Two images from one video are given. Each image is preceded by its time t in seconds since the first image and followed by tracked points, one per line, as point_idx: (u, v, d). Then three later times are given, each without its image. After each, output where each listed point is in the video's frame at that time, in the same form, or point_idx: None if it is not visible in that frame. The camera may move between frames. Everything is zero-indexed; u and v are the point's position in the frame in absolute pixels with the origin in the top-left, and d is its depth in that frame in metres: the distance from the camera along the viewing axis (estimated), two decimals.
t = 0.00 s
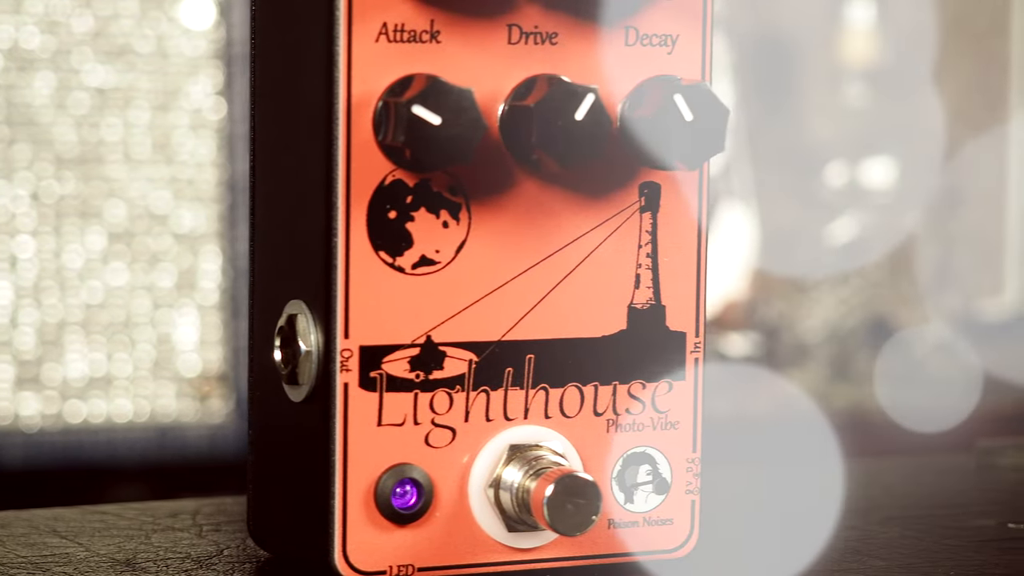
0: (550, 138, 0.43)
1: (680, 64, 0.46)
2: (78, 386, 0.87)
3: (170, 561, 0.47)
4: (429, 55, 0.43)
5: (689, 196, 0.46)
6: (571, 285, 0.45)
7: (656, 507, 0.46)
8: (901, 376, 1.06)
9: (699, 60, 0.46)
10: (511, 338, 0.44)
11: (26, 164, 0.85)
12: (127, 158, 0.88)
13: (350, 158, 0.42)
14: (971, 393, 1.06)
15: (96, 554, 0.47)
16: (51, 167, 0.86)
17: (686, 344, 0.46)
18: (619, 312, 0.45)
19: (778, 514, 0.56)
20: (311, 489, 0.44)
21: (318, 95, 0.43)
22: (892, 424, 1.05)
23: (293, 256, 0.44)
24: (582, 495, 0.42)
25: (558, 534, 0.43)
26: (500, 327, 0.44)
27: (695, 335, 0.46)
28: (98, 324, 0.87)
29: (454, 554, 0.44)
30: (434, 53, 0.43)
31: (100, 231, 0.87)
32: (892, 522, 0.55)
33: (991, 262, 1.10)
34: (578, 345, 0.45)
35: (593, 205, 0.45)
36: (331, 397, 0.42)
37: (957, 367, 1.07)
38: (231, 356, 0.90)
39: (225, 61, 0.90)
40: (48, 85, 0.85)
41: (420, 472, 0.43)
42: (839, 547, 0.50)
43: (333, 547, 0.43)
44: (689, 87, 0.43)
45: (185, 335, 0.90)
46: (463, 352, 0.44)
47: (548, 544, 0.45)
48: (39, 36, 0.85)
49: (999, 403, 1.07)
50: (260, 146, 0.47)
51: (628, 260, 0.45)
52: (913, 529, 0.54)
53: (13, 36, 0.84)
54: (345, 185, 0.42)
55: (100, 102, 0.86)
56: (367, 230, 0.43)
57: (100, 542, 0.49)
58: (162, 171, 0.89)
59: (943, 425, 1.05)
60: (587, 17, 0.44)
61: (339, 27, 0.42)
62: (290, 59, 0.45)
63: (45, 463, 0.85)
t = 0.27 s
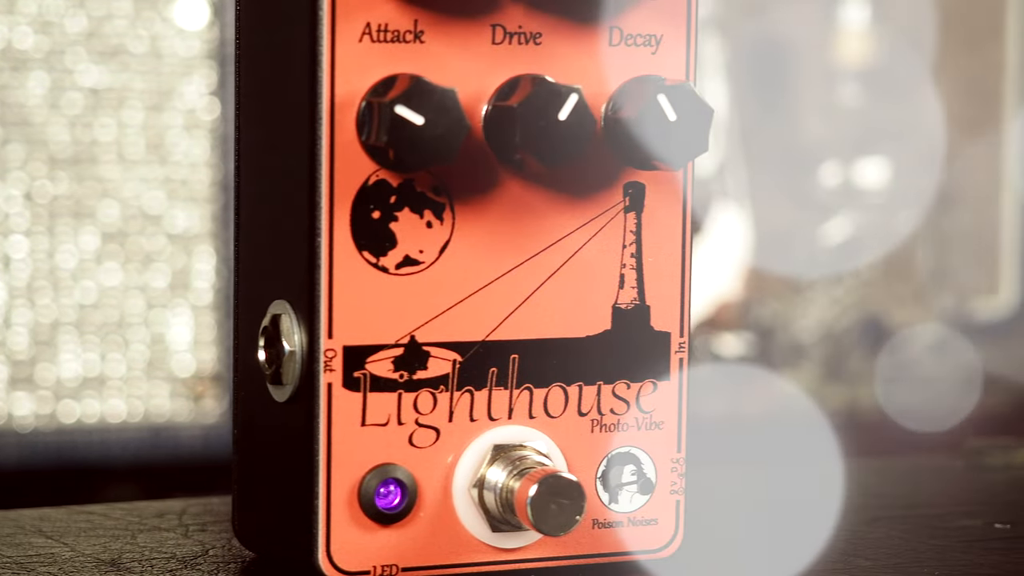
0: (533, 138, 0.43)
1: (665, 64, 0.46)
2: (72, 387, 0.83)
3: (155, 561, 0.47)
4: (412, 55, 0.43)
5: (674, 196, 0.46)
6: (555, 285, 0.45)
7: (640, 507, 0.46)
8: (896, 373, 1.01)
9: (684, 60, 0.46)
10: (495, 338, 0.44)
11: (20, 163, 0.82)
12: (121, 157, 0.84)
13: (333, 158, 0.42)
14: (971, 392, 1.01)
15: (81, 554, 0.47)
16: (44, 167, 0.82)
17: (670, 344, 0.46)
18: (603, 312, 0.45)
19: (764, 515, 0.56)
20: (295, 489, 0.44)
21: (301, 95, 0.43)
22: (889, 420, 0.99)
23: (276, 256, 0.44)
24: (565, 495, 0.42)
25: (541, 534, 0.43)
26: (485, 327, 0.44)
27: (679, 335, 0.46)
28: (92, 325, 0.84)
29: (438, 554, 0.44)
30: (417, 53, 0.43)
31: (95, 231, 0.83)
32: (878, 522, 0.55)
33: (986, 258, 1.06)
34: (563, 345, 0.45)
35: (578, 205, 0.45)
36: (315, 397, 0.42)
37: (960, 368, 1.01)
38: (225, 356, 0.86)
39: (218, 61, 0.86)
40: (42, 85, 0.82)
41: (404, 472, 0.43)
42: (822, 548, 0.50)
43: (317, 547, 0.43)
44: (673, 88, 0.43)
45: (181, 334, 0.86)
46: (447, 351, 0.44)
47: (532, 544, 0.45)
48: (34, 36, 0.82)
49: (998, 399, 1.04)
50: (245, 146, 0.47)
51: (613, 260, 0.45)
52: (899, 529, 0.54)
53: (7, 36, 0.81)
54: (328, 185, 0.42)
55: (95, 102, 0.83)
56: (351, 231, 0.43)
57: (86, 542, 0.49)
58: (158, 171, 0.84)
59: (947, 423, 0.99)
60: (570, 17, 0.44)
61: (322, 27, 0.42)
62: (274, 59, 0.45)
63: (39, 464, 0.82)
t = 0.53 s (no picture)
0: (518, 138, 0.42)
1: (650, 64, 0.46)
2: (67, 387, 0.86)
3: (141, 560, 0.47)
4: (397, 56, 0.43)
5: (660, 196, 0.46)
6: (540, 285, 0.45)
7: (626, 507, 0.46)
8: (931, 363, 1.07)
9: (669, 60, 0.46)
10: (481, 338, 0.44)
11: (14, 164, 0.84)
12: (115, 157, 0.86)
13: (318, 158, 0.42)
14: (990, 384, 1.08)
15: (67, 554, 0.47)
16: (39, 168, 0.85)
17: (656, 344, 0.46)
18: (588, 312, 0.45)
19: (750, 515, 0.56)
20: (279, 488, 0.44)
21: (286, 95, 0.43)
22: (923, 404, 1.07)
23: (262, 256, 0.44)
24: (550, 495, 0.42)
25: (526, 534, 0.43)
26: (470, 327, 0.44)
27: (665, 335, 0.47)
28: (86, 324, 0.87)
29: (423, 554, 0.44)
30: (402, 53, 0.43)
31: (88, 231, 0.86)
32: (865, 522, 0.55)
33: (983, 265, 1.22)
34: (548, 345, 0.45)
35: (563, 205, 0.45)
36: (299, 396, 0.42)
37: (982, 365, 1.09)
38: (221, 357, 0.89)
39: (211, 63, 0.88)
40: (36, 85, 0.84)
41: (389, 472, 0.43)
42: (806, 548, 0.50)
43: (302, 547, 0.43)
44: (658, 87, 0.43)
45: (174, 334, 0.89)
46: (433, 351, 0.44)
47: (518, 543, 0.45)
48: (28, 37, 0.84)
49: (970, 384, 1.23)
50: (231, 146, 0.47)
51: (599, 259, 0.45)
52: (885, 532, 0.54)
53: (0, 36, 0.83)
54: (313, 185, 0.42)
55: (88, 102, 0.86)
56: (336, 231, 0.43)
57: (72, 542, 0.49)
58: (152, 171, 0.87)
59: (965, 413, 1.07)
60: (556, 16, 0.44)
61: (307, 27, 0.42)
62: (259, 60, 0.45)
63: (31, 464, 0.85)
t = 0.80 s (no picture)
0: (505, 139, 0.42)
1: (636, 64, 0.46)
2: (61, 386, 0.72)
3: (128, 560, 0.47)
4: (383, 55, 0.43)
5: (646, 196, 0.46)
6: (526, 285, 0.45)
7: (613, 506, 0.46)
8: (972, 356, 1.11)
9: (655, 60, 0.46)
10: (467, 337, 0.44)
11: None
12: (110, 156, 0.72)
13: (303, 157, 0.42)
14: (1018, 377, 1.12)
15: (54, 554, 0.47)
16: (32, 167, 0.70)
17: (642, 344, 0.46)
18: (574, 311, 0.45)
19: (740, 517, 0.56)
20: (265, 488, 0.44)
21: (272, 95, 0.43)
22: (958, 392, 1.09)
23: (247, 255, 0.44)
24: (536, 495, 0.42)
25: (512, 534, 0.43)
26: (456, 327, 0.44)
27: (651, 335, 0.47)
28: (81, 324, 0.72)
29: (408, 553, 0.44)
30: (387, 52, 0.43)
31: (84, 229, 0.72)
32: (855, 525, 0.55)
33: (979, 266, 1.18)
34: (534, 344, 0.45)
35: (549, 205, 0.45)
36: (285, 396, 0.42)
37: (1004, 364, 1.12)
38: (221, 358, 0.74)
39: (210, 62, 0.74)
40: (30, 85, 0.70)
41: (375, 472, 0.43)
42: (798, 549, 0.50)
43: (287, 547, 0.43)
44: (644, 87, 0.43)
45: (170, 336, 0.74)
46: (418, 351, 0.44)
47: (503, 543, 0.45)
48: (22, 36, 0.70)
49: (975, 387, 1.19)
50: (216, 145, 0.47)
51: (584, 259, 0.45)
52: (877, 533, 0.53)
53: None
54: (298, 185, 0.42)
55: (83, 101, 0.71)
56: (321, 230, 0.43)
57: (60, 542, 0.49)
58: (146, 171, 0.73)
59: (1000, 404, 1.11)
60: (542, 17, 0.44)
61: (292, 27, 0.42)
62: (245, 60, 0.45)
63: (24, 465, 0.70)
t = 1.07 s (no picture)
0: (489, 138, 0.42)
1: (622, 64, 0.46)
2: (54, 387, 0.89)
3: (114, 560, 0.47)
4: (368, 56, 0.43)
5: (632, 196, 0.46)
6: (512, 284, 0.45)
7: (599, 506, 0.46)
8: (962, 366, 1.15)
9: (641, 60, 0.46)
10: (452, 337, 0.44)
11: None
12: (103, 158, 0.89)
13: (289, 157, 0.42)
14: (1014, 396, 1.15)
15: (41, 554, 0.47)
16: (27, 168, 0.87)
17: (628, 344, 0.47)
18: (560, 311, 0.45)
19: (727, 514, 0.56)
20: (250, 488, 0.44)
21: (257, 94, 0.43)
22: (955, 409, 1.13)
23: (234, 254, 0.44)
24: (521, 494, 0.42)
25: (497, 534, 0.43)
26: (441, 327, 0.44)
27: (637, 335, 0.47)
28: (75, 324, 0.89)
29: (394, 553, 0.44)
30: (373, 52, 0.43)
31: (77, 230, 0.88)
32: (841, 522, 0.54)
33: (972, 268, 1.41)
34: (520, 344, 0.45)
35: (534, 205, 0.45)
36: (270, 395, 0.42)
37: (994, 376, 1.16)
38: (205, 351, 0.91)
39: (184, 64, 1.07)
40: (24, 85, 0.86)
41: (360, 471, 0.43)
42: (783, 547, 0.50)
43: (273, 547, 0.43)
44: (628, 87, 0.43)
45: (162, 334, 0.91)
46: (404, 351, 0.44)
47: (489, 543, 0.45)
48: (15, 36, 0.85)
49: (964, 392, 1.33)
50: (204, 145, 0.47)
51: (570, 259, 0.45)
52: (862, 529, 0.54)
53: None
54: (284, 185, 0.42)
55: (76, 102, 0.88)
56: (307, 230, 0.43)
57: (47, 542, 0.49)
58: (140, 171, 0.90)
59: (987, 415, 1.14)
60: (528, 16, 0.44)
61: (277, 27, 0.42)
62: (231, 59, 0.45)
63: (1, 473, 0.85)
